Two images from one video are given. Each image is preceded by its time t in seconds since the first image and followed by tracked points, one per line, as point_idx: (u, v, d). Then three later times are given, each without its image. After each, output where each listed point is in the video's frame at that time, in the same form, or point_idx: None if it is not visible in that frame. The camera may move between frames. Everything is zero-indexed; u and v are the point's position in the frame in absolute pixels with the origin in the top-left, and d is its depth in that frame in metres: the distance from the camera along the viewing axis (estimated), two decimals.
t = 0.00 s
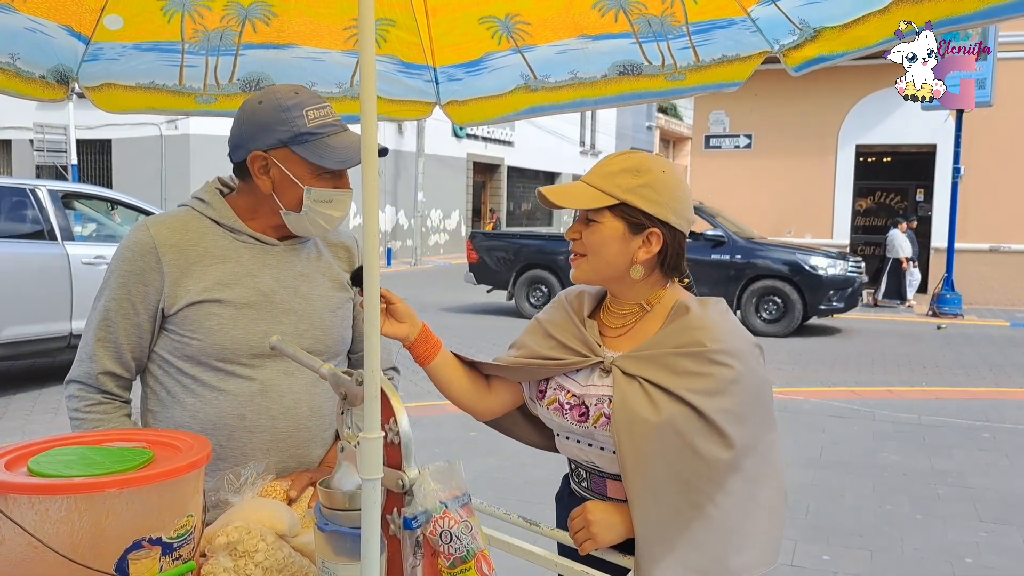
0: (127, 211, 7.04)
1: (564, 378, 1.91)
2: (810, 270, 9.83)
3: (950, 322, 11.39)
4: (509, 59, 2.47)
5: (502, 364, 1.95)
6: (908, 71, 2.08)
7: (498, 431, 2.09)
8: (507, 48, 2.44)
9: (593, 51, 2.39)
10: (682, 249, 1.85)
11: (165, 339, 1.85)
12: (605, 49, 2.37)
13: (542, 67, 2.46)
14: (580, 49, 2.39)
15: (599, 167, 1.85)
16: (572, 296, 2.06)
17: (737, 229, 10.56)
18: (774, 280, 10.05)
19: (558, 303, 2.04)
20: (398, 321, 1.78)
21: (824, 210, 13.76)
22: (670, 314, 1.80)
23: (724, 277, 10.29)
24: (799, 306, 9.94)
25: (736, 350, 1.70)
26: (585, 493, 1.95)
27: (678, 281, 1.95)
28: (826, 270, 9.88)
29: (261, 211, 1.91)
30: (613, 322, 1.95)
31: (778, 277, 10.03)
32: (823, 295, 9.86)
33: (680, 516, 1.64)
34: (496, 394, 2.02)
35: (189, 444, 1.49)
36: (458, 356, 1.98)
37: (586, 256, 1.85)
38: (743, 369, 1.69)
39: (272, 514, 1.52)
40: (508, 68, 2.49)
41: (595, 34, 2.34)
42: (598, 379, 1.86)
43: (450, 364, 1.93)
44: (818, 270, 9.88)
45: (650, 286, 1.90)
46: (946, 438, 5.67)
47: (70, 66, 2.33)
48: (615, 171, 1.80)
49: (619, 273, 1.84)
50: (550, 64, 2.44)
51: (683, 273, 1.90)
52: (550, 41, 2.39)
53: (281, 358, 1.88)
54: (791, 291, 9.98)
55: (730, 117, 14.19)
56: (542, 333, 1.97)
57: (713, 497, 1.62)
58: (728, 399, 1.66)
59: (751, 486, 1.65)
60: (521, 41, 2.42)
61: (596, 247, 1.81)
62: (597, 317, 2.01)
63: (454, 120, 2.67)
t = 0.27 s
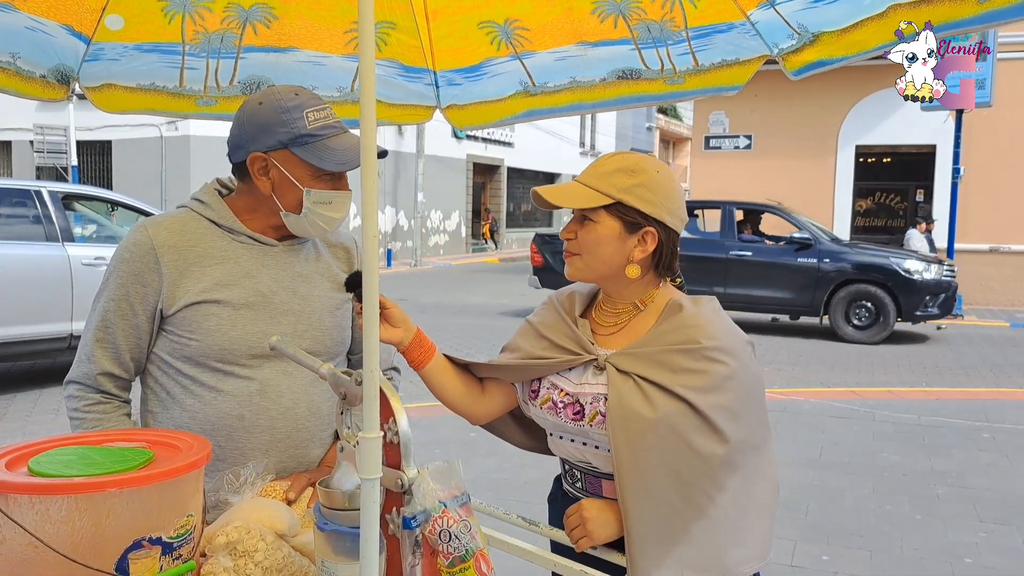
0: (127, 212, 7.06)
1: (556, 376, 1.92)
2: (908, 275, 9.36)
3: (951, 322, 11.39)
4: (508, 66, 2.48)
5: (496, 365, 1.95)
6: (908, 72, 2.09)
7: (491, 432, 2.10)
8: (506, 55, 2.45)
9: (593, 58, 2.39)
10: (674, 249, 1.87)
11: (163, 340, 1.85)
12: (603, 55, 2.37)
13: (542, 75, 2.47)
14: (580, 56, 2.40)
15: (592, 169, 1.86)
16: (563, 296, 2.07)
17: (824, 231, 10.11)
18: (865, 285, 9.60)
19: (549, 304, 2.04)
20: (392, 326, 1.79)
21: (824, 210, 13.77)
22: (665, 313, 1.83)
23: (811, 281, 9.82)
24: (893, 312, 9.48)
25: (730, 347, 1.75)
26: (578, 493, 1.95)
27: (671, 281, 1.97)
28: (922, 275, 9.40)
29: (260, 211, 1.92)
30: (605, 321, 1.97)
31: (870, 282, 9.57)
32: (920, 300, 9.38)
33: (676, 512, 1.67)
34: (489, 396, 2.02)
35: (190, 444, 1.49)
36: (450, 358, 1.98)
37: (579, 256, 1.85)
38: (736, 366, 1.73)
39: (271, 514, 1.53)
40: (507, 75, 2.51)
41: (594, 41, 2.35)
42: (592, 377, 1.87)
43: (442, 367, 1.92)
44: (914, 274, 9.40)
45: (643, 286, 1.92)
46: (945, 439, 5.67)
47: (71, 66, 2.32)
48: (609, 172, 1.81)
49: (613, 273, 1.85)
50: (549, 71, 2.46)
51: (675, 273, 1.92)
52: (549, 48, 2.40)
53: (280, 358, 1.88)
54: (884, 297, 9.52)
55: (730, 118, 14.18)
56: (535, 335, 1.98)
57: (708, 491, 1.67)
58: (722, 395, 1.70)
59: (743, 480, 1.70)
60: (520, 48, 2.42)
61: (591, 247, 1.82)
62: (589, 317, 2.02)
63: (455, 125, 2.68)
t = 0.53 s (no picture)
0: (127, 214, 7.05)
1: (551, 377, 1.92)
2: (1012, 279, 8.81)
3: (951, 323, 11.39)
4: (506, 68, 2.48)
5: (490, 365, 1.96)
6: (907, 72, 2.09)
7: (485, 433, 2.11)
8: (503, 57, 2.45)
9: (591, 60, 2.39)
10: (669, 249, 1.88)
11: (163, 341, 1.86)
12: (602, 56, 2.37)
13: (539, 77, 2.47)
14: (577, 57, 2.39)
15: (588, 170, 1.87)
16: (557, 297, 2.09)
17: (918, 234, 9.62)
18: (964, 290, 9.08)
19: (544, 305, 2.05)
20: (386, 324, 1.81)
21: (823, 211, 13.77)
22: (661, 314, 1.85)
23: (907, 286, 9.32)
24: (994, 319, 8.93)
25: (724, 347, 1.77)
26: (573, 493, 1.95)
27: (665, 282, 1.98)
28: None
29: (258, 213, 1.93)
30: (599, 321, 1.98)
31: (969, 287, 9.05)
32: None
33: (671, 511, 1.68)
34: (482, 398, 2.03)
35: (186, 446, 1.50)
36: (442, 357, 1.98)
37: (577, 257, 1.86)
38: (730, 366, 1.75)
39: (269, 515, 1.53)
40: (505, 77, 2.51)
41: (592, 42, 2.35)
42: (587, 377, 1.88)
43: (435, 368, 1.93)
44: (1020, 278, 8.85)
45: (639, 286, 1.93)
46: (944, 439, 5.68)
47: (70, 70, 2.33)
48: (604, 174, 1.82)
49: (609, 273, 1.86)
50: (547, 73, 2.45)
51: (669, 274, 1.94)
52: (545, 50, 2.39)
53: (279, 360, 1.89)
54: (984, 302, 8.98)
55: (730, 119, 14.12)
56: (530, 336, 1.98)
57: (704, 491, 1.68)
58: (718, 394, 1.71)
59: (738, 481, 1.71)
60: (517, 50, 2.41)
61: (589, 248, 1.83)
62: (583, 317, 2.03)
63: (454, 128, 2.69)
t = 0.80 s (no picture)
0: (128, 216, 7.06)
1: (553, 375, 1.93)
2: None
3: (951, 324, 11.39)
4: (509, 66, 2.48)
5: (489, 364, 1.97)
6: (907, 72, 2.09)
7: (484, 432, 2.11)
8: (507, 54, 2.45)
9: (595, 57, 2.39)
10: (669, 251, 1.90)
11: (163, 345, 1.86)
12: (606, 54, 2.38)
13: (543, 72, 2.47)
14: (581, 55, 2.39)
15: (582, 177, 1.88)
16: (559, 299, 2.10)
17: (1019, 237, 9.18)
18: None
19: (545, 305, 2.06)
20: (387, 322, 1.81)
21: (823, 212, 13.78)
22: (661, 314, 1.87)
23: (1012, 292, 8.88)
24: None
25: (725, 348, 1.78)
26: (571, 492, 1.95)
27: (664, 282, 1.99)
28: None
29: (258, 216, 1.94)
30: (601, 323, 1.98)
31: None
32: None
33: (671, 510, 1.70)
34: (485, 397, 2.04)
35: (188, 448, 1.50)
36: (443, 356, 2.00)
37: (580, 265, 1.86)
38: (730, 367, 1.77)
39: (270, 517, 1.54)
40: (508, 74, 2.51)
41: (595, 40, 2.34)
42: (589, 375, 1.88)
43: (436, 365, 1.95)
44: None
45: (639, 288, 1.94)
46: (945, 440, 5.68)
47: (76, 69, 2.33)
48: (600, 182, 1.83)
49: (612, 279, 1.87)
50: (551, 69, 2.46)
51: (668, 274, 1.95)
52: (550, 47, 2.39)
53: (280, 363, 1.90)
54: None
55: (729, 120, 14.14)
56: (532, 335, 1.99)
57: (702, 489, 1.70)
58: (718, 394, 1.73)
59: (736, 479, 1.73)
60: (522, 47, 2.41)
61: (592, 257, 1.83)
62: (585, 317, 2.04)
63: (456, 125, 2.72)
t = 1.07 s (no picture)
0: (128, 217, 7.07)
1: (552, 371, 1.94)
2: None
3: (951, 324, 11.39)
4: (512, 68, 2.48)
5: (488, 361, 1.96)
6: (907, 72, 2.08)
7: (482, 431, 2.11)
8: (509, 57, 2.45)
9: (598, 59, 2.38)
10: (668, 249, 1.90)
11: (163, 345, 1.87)
12: (608, 56, 2.37)
13: (543, 73, 2.46)
14: (583, 57, 2.39)
15: (576, 183, 1.88)
16: (560, 297, 2.10)
17: None
18: None
19: (547, 303, 2.06)
20: (386, 321, 1.81)
21: (823, 212, 13.79)
22: (662, 312, 1.88)
23: None
24: None
25: (723, 346, 1.79)
26: (568, 489, 1.96)
27: (664, 280, 2.00)
28: None
29: (257, 217, 1.94)
30: (601, 321, 1.99)
31: None
32: None
33: (672, 509, 1.71)
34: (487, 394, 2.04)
35: (188, 447, 1.50)
36: (444, 354, 1.99)
37: (582, 273, 1.86)
38: (729, 365, 1.77)
39: (270, 516, 1.54)
40: (511, 77, 2.51)
41: (596, 42, 2.34)
42: (588, 371, 1.89)
43: (436, 363, 1.94)
44: None
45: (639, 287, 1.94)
46: (945, 440, 5.68)
47: (80, 72, 2.35)
48: (594, 188, 1.82)
49: (614, 284, 1.88)
50: (552, 70, 2.45)
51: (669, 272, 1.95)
52: (551, 50, 2.40)
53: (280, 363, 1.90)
54: None
55: (729, 121, 14.19)
56: (532, 331, 2.00)
57: (702, 487, 1.70)
58: (716, 392, 1.73)
59: (735, 478, 1.74)
60: (523, 51, 2.42)
61: (593, 264, 1.84)
62: (586, 315, 2.05)
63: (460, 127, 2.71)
